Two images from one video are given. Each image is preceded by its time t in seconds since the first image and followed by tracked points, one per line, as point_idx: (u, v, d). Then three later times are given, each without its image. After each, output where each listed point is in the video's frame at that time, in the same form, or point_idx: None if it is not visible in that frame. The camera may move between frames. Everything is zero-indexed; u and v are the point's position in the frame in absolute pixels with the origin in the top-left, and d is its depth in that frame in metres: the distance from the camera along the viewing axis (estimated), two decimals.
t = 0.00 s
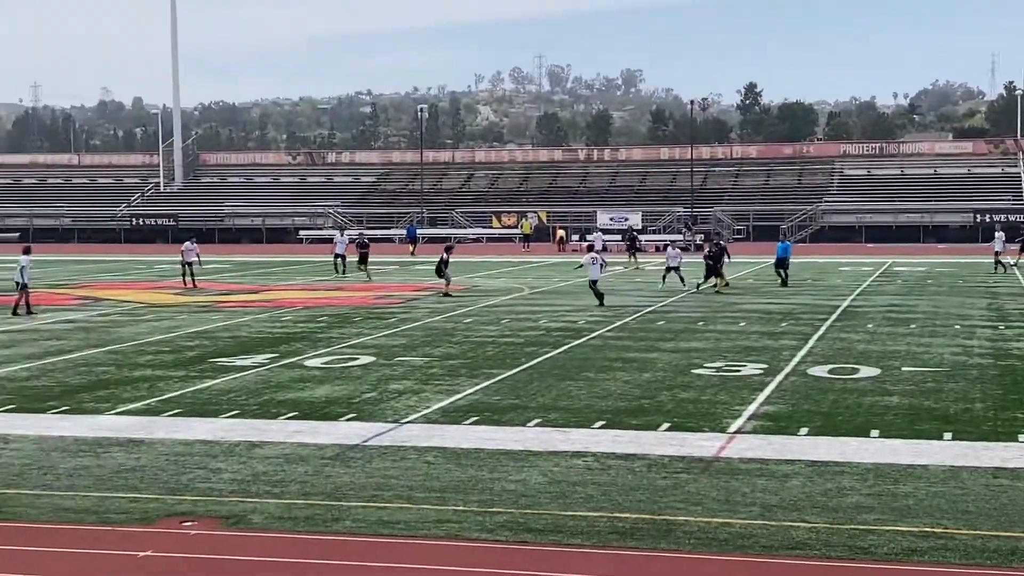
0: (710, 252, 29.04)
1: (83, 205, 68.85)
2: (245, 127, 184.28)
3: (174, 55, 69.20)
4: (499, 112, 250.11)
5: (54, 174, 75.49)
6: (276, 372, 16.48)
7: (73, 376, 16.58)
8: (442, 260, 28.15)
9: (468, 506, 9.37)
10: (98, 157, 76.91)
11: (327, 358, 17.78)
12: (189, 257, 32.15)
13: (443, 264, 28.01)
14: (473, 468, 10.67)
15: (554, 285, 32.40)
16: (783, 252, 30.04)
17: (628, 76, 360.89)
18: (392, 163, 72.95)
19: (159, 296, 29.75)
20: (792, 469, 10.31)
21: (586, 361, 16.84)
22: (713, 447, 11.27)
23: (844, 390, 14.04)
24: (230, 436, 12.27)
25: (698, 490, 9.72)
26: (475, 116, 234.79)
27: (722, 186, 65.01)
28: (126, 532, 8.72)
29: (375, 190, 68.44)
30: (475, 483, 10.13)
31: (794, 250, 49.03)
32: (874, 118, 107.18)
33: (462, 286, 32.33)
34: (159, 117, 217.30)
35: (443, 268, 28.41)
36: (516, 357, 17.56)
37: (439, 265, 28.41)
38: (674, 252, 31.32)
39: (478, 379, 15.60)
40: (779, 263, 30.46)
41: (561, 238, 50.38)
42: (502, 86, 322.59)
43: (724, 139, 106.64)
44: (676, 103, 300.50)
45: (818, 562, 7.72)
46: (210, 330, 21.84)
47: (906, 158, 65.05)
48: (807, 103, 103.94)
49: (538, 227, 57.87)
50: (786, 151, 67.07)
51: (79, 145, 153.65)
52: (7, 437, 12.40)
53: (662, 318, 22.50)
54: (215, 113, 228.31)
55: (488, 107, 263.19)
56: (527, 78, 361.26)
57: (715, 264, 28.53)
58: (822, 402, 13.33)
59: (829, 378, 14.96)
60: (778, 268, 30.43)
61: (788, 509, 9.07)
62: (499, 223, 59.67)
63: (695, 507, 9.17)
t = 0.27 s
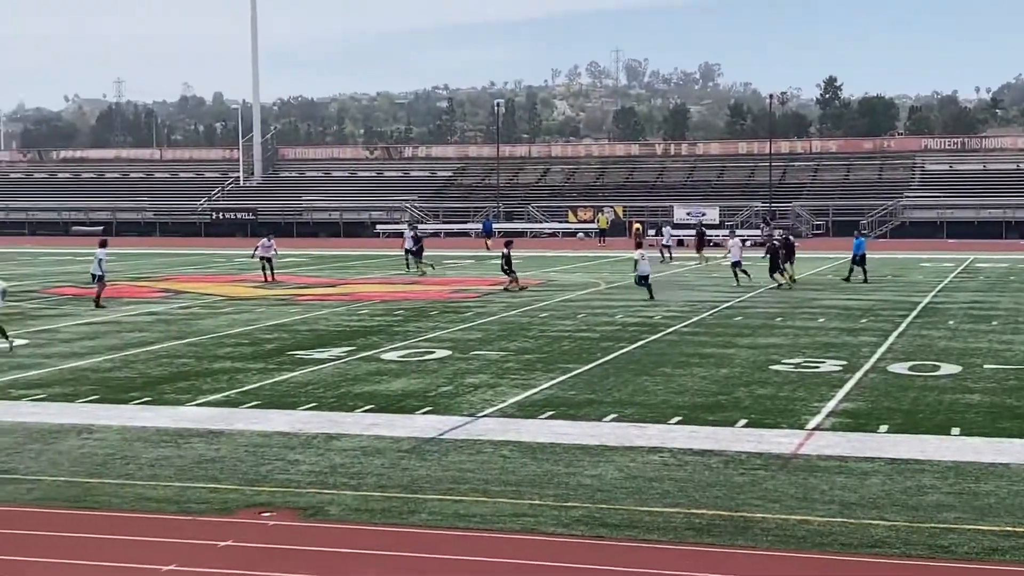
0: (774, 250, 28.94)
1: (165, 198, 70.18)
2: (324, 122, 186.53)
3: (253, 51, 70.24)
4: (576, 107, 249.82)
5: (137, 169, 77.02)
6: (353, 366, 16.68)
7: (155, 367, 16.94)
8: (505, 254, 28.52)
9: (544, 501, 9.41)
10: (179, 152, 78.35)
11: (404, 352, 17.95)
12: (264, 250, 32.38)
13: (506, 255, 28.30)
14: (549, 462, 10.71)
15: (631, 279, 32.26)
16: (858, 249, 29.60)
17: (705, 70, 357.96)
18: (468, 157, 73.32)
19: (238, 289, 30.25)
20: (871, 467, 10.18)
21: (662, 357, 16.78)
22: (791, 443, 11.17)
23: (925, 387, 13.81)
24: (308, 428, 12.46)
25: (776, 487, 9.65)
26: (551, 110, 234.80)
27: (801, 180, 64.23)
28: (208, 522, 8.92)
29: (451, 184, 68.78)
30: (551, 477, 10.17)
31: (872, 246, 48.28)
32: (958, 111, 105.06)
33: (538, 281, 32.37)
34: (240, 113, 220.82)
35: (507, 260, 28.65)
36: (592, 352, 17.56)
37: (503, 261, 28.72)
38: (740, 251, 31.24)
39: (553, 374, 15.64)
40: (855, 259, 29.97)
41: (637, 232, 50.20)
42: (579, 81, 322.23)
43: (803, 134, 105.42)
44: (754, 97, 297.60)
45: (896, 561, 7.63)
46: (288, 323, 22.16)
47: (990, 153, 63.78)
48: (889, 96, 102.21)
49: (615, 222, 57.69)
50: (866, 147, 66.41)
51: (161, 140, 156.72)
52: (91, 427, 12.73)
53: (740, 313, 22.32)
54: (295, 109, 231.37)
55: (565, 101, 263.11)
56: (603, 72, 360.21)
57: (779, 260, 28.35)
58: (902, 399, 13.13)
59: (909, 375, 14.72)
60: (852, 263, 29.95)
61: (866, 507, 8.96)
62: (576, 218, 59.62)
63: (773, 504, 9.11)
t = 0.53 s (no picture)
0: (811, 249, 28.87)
1: (222, 194, 70.96)
2: (381, 118, 187.57)
3: (309, 47, 70.79)
4: (632, 102, 248.83)
5: (195, 165, 77.97)
6: (407, 361, 16.78)
7: (211, 362, 17.16)
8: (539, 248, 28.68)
9: (599, 498, 9.42)
10: (236, 147, 79.14)
11: (458, 348, 18.02)
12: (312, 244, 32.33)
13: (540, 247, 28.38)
14: (604, 460, 10.70)
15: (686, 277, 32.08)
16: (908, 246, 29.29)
17: (763, 65, 355.02)
18: (524, 153, 73.34)
19: (294, 284, 30.52)
20: (931, 466, 10.05)
21: (718, 354, 16.67)
22: (849, 443, 11.05)
23: (985, 386, 13.60)
24: (362, 424, 12.56)
25: (833, 487, 9.55)
26: (607, 106, 234.16)
27: (860, 177, 63.44)
28: (264, 516, 9.02)
29: (506, 180, 68.82)
30: (606, 474, 10.17)
31: (932, 243, 47.56)
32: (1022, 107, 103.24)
33: (593, 277, 32.28)
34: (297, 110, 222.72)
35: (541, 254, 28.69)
36: (647, 349, 17.50)
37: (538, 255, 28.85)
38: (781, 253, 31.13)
39: (609, 371, 15.62)
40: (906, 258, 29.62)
41: (693, 228, 49.90)
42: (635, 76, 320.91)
43: (863, 130, 104.23)
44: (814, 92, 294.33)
45: (956, 562, 7.54)
46: (343, 319, 22.32)
47: None
48: (951, 92, 100.70)
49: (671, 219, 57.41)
50: (926, 143, 65.38)
51: (219, 137, 158.54)
52: (149, 421, 12.93)
53: (797, 311, 22.12)
54: (351, 104, 232.78)
55: (621, 97, 262.19)
56: (660, 68, 358.34)
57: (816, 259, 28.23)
58: (963, 399, 12.94)
59: (970, 374, 14.50)
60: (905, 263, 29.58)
61: (926, 507, 8.85)
62: (631, 214, 59.41)
63: (830, 504, 9.02)
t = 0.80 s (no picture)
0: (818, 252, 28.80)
1: (263, 191, 71.49)
2: (420, 116, 188.15)
3: (349, 46, 71.16)
4: (672, 101, 248.01)
5: (236, 163, 78.58)
6: (446, 359, 16.87)
7: (252, 359, 17.33)
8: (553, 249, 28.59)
9: (638, 497, 9.44)
10: (277, 145, 79.72)
11: (498, 345, 18.08)
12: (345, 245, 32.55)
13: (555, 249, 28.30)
14: (643, 458, 10.71)
15: (726, 276, 31.95)
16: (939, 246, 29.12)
17: (804, 64, 352.57)
18: (563, 151, 73.34)
19: (334, 281, 30.74)
20: (972, 467, 9.99)
21: (758, 353, 16.62)
22: (889, 443, 10.99)
23: None
24: (401, 421, 12.65)
25: (873, 487, 9.51)
26: (647, 105, 233.54)
27: (902, 175, 62.91)
28: (304, 513, 9.12)
29: (546, 179, 68.83)
30: (645, 473, 10.19)
31: (975, 243, 47.06)
32: None
33: (633, 276, 32.24)
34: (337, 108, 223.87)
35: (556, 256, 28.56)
36: (687, 348, 17.47)
37: (553, 257, 28.79)
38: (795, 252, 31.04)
39: (648, 369, 15.62)
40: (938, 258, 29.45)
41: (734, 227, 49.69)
42: (675, 75, 319.66)
43: (906, 129, 103.31)
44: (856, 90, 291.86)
45: (997, 564, 7.48)
46: (383, 316, 22.46)
47: None
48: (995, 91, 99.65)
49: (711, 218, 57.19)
50: (969, 142, 65.03)
51: (260, 135, 159.68)
52: (190, 417, 13.10)
53: (838, 310, 22.00)
54: (392, 103, 233.74)
55: (661, 96, 261.47)
56: (700, 66, 356.75)
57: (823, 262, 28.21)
58: (1005, 399, 12.84)
59: (1012, 374, 14.39)
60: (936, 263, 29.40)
61: (966, 508, 8.80)
62: (671, 213, 59.27)
63: (869, 504, 8.99)
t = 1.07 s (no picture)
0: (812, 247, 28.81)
1: (291, 191, 71.80)
2: (447, 116, 188.36)
3: (378, 46, 71.40)
4: (700, 101, 247.33)
5: (265, 163, 78.97)
6: (474, 359, 16.92)
7: (280, 358, 17.44)
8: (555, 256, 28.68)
9: (666, 497, 9.44)
10: (306, 145, 80.05)
11: (525, 346, 18.11)
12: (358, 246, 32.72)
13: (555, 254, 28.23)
14: (671, 459, 10.71)
15: (754, 276, 31.83)
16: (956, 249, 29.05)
17: (833, 65, 350.80)
18: (592, 152, 73.28)
19: (362, 281, 30.86)
20: (1001, 469, 9.95)
21: (786, 354, 16.57)
22: (918, 444, 10.95)
23: None
24: (429, 421, 12.71)
25: (902, 489, 9.47)
26: (675, 105, 233.06)
27: (932, 176, 62.49)
28: (331, 512, 9.18)
29: (574, 179, 68.79)
30: (673, 474, 10.19)
31: (1005, 245, 46.69)
32: None
33: (661, 276, 32.18)
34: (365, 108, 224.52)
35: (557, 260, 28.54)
36: (715, 349, 17.44)
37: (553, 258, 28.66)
38: (793, 241, 31.04)
39: (676, 370, 15.62)
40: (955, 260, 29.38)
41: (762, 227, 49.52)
42: (703, 75, 318.64)
43: (935, 130, 102.64)
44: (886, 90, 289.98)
45: None
46: (410, 316, 22.53)
47: None
48: None
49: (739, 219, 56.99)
50: (999, 143, 64.47)
51: (288, 134, 160.35)
52: (219, 416, 13.20)
53: (867, 311, 21.90)
54: (420, 103, 234.08)
55: (689, 96, 260.79)
56: (729, 66, 355.54)
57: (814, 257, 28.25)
58: None
59: None
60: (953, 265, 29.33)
61: (996, 510, 8.77)
62: (700, 214, 59.12)
63: (897, 505, 8.96)
